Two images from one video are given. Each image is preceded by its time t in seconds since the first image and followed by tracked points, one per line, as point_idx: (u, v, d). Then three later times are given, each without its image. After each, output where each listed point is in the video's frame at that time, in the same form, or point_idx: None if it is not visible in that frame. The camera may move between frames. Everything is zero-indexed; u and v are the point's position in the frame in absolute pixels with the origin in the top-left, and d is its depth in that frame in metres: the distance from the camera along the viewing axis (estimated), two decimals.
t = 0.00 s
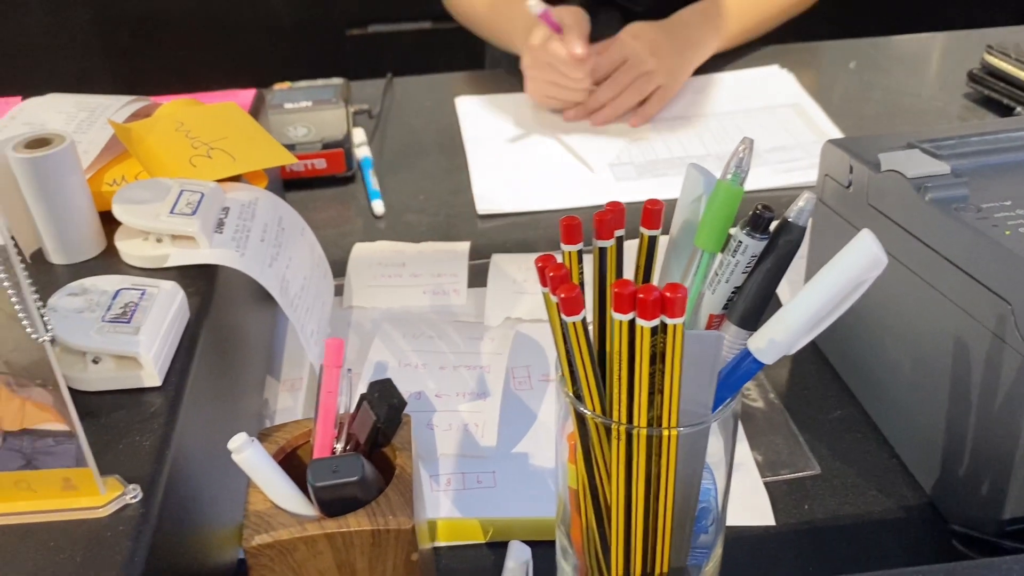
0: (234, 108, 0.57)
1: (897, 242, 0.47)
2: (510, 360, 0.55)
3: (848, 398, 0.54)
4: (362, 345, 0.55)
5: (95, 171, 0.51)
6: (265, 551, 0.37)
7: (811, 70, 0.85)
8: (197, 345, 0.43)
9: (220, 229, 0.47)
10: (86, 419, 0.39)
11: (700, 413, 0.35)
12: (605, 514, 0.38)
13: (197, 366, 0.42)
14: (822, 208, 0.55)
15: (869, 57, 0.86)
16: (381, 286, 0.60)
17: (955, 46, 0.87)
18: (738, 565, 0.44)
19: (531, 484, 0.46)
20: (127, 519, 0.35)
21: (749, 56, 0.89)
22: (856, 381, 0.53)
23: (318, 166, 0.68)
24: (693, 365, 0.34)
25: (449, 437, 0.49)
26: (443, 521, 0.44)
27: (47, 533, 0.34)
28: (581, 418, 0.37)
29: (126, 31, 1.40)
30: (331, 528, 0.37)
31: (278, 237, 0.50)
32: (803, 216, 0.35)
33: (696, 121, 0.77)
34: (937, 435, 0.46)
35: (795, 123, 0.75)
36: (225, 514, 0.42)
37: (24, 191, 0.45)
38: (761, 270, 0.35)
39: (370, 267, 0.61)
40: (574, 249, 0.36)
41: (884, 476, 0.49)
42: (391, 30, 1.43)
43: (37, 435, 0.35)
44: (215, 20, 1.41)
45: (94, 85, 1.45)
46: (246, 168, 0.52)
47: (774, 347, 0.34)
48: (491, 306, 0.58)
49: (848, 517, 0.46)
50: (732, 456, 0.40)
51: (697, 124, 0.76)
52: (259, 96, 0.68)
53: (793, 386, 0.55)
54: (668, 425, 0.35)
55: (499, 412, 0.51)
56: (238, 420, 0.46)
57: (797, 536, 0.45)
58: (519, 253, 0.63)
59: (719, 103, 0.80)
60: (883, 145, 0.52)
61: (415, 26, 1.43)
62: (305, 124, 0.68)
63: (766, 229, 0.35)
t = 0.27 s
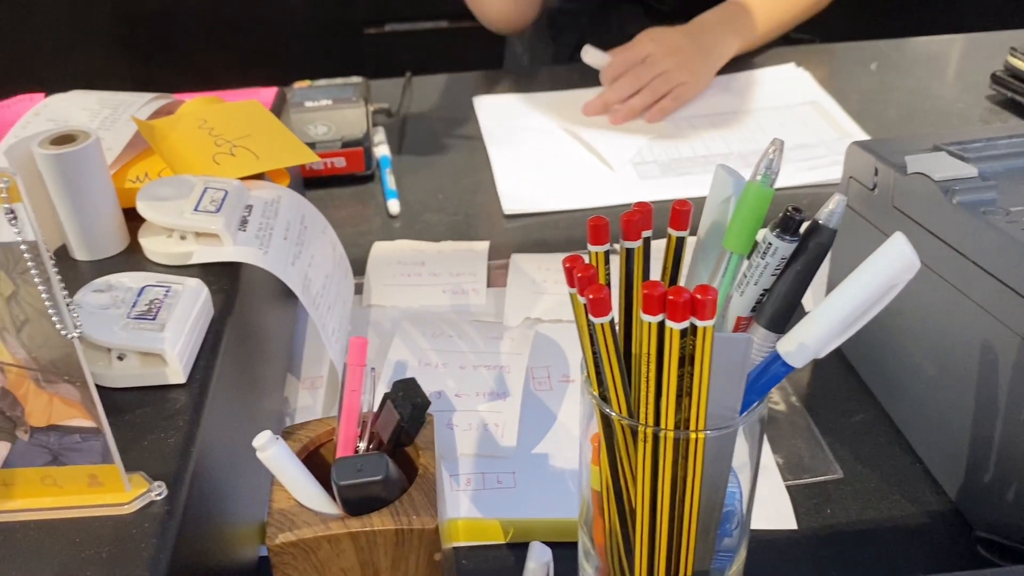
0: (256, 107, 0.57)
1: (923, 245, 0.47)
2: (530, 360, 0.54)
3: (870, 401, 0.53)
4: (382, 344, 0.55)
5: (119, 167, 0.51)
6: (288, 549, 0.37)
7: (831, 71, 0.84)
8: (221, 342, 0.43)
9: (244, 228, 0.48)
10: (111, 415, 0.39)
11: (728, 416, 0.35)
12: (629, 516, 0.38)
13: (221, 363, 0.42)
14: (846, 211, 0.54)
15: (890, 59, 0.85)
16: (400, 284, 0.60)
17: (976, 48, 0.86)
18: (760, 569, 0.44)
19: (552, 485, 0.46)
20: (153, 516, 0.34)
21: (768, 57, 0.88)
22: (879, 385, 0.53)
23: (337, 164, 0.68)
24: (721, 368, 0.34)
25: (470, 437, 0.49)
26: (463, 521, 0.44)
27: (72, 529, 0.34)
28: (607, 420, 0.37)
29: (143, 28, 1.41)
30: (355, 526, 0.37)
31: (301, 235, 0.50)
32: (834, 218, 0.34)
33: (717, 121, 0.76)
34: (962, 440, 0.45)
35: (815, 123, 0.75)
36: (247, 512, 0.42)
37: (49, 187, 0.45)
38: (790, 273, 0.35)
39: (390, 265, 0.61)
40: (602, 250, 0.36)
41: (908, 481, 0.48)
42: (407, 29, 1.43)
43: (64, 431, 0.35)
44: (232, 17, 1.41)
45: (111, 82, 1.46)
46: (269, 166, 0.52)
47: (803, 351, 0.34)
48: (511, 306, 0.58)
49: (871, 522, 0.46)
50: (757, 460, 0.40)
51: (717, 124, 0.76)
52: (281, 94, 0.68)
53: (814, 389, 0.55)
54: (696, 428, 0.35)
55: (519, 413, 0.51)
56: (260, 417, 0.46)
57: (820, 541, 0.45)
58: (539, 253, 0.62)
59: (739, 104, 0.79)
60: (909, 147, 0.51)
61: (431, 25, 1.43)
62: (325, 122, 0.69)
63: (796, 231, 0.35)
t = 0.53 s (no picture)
0: (272, 109, 0.57)
1: (942, 252, 0.47)
2: (543, 364, 0.54)
3: (886, 408, 0.53)
4: (396, 346, 0.55)
5: (135, 168, 0.51)
6: (302, 553, 0.37)
7: (848, 75, 0.83)
8: (236, 344, 0.43)
9: (260, 229, 0.48)
10: (126, 417, 0.39)
11: (746, 424, 0.35)
12: (644, 523, 0.38)
13: (236, 365, 0.42)
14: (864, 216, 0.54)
15: (907, 63, 0.84)
16: (414, 286, 0.60)
17: (995, 53, 0.85)
18: None
19: (566, 490, 0.46)
20: (168, 519, 0.34)
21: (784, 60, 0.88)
22: (895, 392, 0.52)
23: (352, 166, 0.68)
24: (739, 375, 0.34)
25: (484, 440, 0.49)
26: (477, 525, 0.44)
27: (87, 530, 0.34)
28: (623, 426, 0.36)
29: (159, 28, 1.41)
30: (369, 531, 0.37)
31: (316, 238, 0.50)
32: (854, 225, 0.34)
33: (733, 124, 0.76)
34: (981, 449, 0.45)
35: (832, 127, 0.74)
36: (262, 513, 0.42)
37: (67, 188, 0.45)
38: (809, 280, 0.35)
39: (404, 267, 0.61)
40: (619, 255, 0.36)
41: (924, 489, 0.47)
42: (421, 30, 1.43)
43: (80, 433, 0.35)
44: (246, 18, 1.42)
45: (126, 81, 1.47)
46: (285, 168, 0.52)
47: (823, 359, 0.34)
48: (525, 309, 0.58)
49: (887, 530, 0.45)
50: (774, 467, 0.39)
51: (732, 128, 0.76)
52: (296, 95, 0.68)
53: (830, 395, 0.54)
54: (713, 436, 0.34)
55: (534, 417, 0.51)
56: (274, 419, 0.46)
57: (835, 549, 0.44)
58: (553, 256, 0.62)
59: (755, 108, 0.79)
60: (928, 153, 0.51)
61: (444, 27, 1.43)
62: (341, 124, 0.69)
63: (816, 238, 0.34)
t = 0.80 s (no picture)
0: (283, 115, 0.58)
1: (951, 263, 0.46)
2: (550, 371, 0.54)
3: (895, 418, 0.52)
4: (404, 352, 0.55)
5: (145, 174, 0.52)
6: (308, 560, 0.37)
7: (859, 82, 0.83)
8: (244, 351, 0.43)
9: (268, 236, 0.48)
10: (134, 423, 0.39)
11: (752, 435, 0.35)
12: (650, 532, 0.38)
13: (244, 372, 0.42)
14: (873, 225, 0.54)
15: (918, 70, 0.84)
16: (422, 292, 0.60)
17: (1007, 60, 0.85)
18: None
19: (572, 499, 0.46)
20: (174, 525, 0.34)
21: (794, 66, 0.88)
22: (903, 401, 0.52)
23: (361, 172, 0.68)
24: (745, 387, 0.33)
25: (490, 448, 0.49)
26: (483, 533, 0.44)
27: (94, 535, 0.34)
28: (629, 437, 0.36)
29: (171, 32, 1.42)
30: (375, 539, 0.37)
31: (325, 244, 0.50)
32: (862, 237, 0.34)
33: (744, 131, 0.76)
34: (989, 461, 0.44)
35: (843, 134, 0.74)
36: (269, 519, 0.42)
37: (77, 194, 0.45)
38: (817, 291, 0.35)
39: (412, 273, 0.61)
40: (626, 265, 0.36)
41: (932, 500, 0.47)
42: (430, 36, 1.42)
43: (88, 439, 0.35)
44: (258, 22, 1.42)
45: (138, 85, 1.47)
46: (293, 175, 0.52)
47: (830, 370, 0.33)
48: (532, 316, 0.58)
49: (894, 542, 0.45)
50: (781, 478, 0.39)
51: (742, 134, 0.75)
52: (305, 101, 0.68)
53: (839, 404, 0.54)
54: (719, 447, 0.34)
55: (540, 424, 0.50)
56: (281, 424, 0.46)
57: (842, 560, 0.44)
58: (561, 263, 0.62)
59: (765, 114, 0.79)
60: (938, 163, 0.50)
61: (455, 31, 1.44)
62: (350, 129, 0.68)
63: (824, 249, 0.34)
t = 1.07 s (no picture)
0: (290, 125, 0.58)
1: (956, 276, 0.46)
2: (555, 382, 0.54)
3: (900, 430, 0.52)
4: (409, 361, 0.55)
5: (152, 183, 0.52)
6: (311, 571, 0.37)
7: (866, 91, 0.83)
8: (249, 360, 0.43)
9: (274, 245, 0.48)
10: (140, 432, 0.40)
11: (755, 449, 0.35)
12: (653, 545, 0.38)
13: (249, 381, 0.43)
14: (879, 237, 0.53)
15: (926, 80, 0.84)
16: (428, 301, 0.60)
17: (1015, 70, 0.85)
18: None
19: (576, 510, 0.46)
20: (179, 535, 0.35)
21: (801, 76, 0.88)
22: (908, 413, 0.51)
23: (368, 180, 0.69)
24: (748, 401, 0.33)
25: (494, 458, 0.49)
26: (487, 543, 0.44)
27: (99, 545, 0.34)
28: (633, 450, 0.36)
29: (180, 39, 1.43)
30: (378, 550, 0.37)
31: (331, 254, 0.50)
32: (866, 252, 0.34)
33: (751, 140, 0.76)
34: (994, 475, 0.44)
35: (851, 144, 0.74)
36: (274, 529, 0.42)
37: (86, 204, 0.46)
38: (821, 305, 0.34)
39: (417, 282, 0.61)
40: (630, 278, 0.36)
41: (937, 513, 0.47)
42: (439, 42, 1.44)
43: (94, 449, 0.35)
44: (267, 29, 1.43)
45: (148, 91, 1.48)
46: (300, 184, 0.52)
47: (833, 386, 0.33)
48: (537, 325, 0.58)
49: (899, 555, 0.44)
50: (785, 491, 0.39)
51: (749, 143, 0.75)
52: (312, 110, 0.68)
53: (844, 415, 0.53)
54: (722, 461, 0.34)
55: (545, 434, 0.50)
56: (286, 433, 0.46)
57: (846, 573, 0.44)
58: (566, 273, 0.62)
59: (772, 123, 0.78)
60: (944, 175, 0.50)
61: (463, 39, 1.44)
62: (357, 138, 0.69)
63: (828, 263, 0.34)
